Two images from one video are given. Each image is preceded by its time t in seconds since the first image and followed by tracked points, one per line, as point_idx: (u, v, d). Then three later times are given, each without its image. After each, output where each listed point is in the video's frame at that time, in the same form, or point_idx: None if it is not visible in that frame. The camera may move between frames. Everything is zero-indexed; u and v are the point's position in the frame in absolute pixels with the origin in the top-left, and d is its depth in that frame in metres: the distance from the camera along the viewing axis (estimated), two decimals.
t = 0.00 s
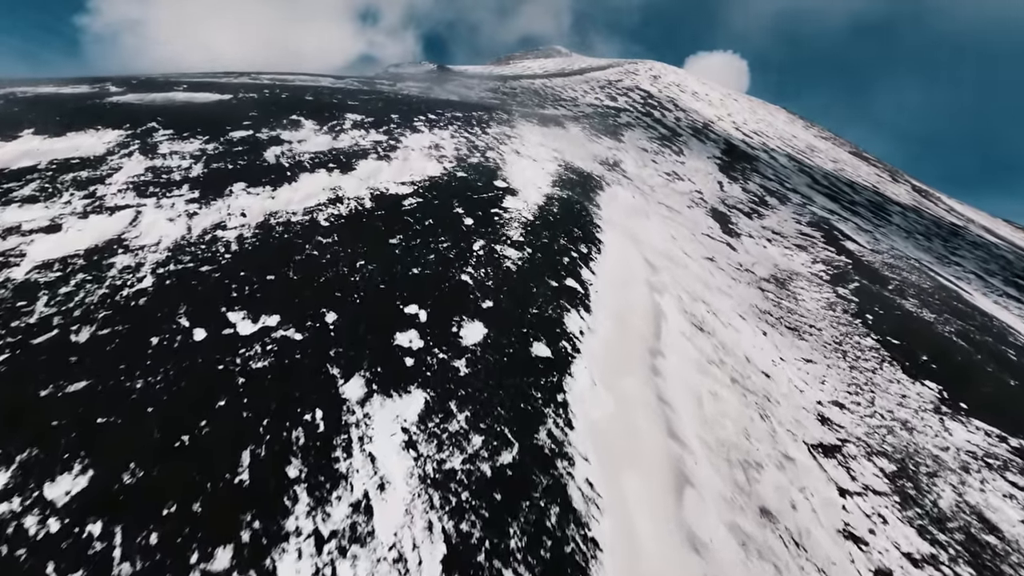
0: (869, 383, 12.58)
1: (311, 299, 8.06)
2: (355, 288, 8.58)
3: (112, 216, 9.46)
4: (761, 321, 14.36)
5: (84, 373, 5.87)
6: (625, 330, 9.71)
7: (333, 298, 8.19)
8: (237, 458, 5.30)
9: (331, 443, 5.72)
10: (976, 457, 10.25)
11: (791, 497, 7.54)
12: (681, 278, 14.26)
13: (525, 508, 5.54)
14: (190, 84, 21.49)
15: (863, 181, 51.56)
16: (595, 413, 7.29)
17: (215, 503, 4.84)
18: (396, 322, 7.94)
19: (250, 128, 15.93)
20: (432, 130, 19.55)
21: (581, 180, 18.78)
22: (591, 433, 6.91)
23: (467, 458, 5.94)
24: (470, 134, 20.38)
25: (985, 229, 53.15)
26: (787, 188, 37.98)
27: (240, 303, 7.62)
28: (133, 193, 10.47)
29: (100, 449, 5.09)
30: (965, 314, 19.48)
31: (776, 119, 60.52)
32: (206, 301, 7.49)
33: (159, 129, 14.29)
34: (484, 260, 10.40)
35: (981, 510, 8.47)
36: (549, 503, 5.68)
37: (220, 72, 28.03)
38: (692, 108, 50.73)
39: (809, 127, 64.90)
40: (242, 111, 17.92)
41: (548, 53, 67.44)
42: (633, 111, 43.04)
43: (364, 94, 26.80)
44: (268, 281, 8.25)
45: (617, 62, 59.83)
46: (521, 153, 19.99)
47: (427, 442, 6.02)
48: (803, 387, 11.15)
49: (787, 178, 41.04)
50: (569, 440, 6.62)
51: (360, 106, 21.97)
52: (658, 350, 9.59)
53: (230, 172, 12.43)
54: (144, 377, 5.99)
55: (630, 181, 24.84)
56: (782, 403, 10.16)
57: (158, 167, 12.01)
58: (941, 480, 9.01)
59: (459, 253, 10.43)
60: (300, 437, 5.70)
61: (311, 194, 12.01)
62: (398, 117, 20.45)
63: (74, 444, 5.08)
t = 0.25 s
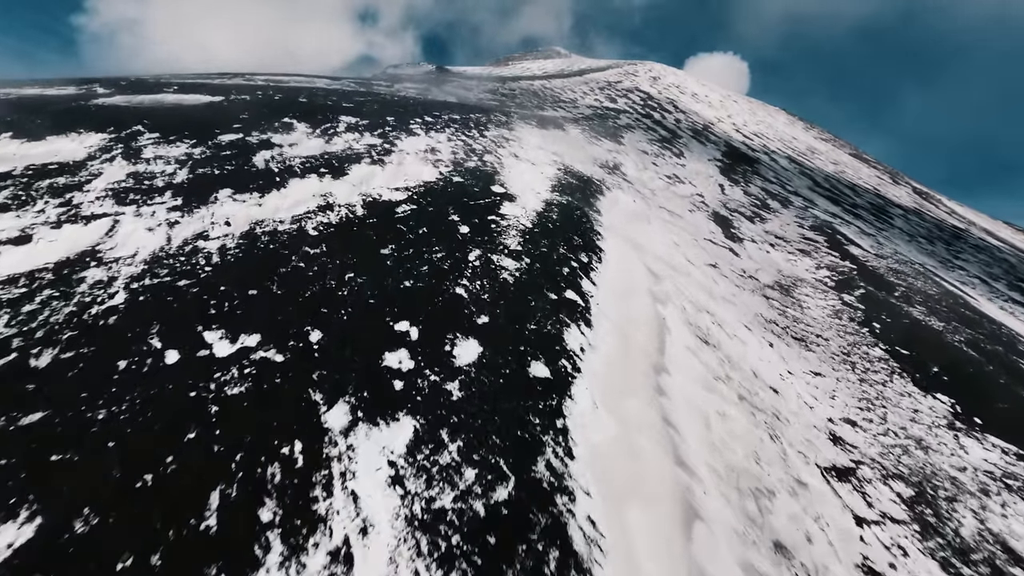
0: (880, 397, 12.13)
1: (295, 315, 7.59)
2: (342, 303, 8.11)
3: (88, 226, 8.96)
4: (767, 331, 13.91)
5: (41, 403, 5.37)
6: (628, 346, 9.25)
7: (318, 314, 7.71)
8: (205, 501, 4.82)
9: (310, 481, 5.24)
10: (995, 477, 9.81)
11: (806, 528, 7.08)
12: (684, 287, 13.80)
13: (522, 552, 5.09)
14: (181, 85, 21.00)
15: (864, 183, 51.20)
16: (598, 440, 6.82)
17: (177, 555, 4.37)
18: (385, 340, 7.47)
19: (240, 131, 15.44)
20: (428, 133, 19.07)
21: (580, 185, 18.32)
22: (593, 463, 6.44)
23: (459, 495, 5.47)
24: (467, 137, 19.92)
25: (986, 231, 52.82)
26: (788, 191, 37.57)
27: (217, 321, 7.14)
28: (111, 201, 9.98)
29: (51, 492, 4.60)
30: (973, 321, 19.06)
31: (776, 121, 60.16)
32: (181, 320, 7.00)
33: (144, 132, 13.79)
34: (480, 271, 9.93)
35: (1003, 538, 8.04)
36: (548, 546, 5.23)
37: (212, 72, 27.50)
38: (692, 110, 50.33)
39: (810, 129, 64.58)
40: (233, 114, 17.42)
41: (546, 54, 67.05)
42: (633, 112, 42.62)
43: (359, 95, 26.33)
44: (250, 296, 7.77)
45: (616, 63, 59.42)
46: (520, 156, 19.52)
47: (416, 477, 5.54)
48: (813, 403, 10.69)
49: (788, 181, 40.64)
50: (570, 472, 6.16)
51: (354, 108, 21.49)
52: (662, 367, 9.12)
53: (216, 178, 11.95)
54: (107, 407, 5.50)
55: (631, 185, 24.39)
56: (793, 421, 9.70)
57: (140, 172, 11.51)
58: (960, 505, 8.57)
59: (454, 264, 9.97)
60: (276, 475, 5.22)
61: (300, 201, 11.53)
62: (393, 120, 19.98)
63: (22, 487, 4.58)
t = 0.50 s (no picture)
0: (893, 415, 11.62)
1: (273, 337, 7.03)
2: (325, 322, 7.55)
3: (55, 238, 8.39)
4: (773, 344, 13.39)
5: None
6: (631, 366, 8.71)
7: (299, 336, 7.15)
8: (158, 560, 4.27)
9: (280, 533, 4.69)
10: (1017, 503, 9.32)
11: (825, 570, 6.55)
12: (688, 298, 13.27)
13: None
14: (169, 87, 20.42)
15: (864, 186, 50.83)
16: (601, 476, 6.28)
17: None
18: (370, 365, 6.92)
19: (226, 135, 14.87)
20: (423, 137, 18.55)
21: (580, 191, 17.79)
22: (596, 504, 5.90)
23: (447, 546, 4.93)
24: (463, 141, 19.39)
25: (987, 235, 52.50)
26: (789, 195, 37.13)
27: (187, 345, 6.57)
28: (83, 210, 9.41)
29: None
30: (982, 331, 18.61)
31: (776, 123, 59.81)
32: (147, 344, 6.44)
33: (125, 137, 13.22)
34: (475, 286, 9.39)
35: None
36: None
37: (203, 74, 26.91)
38: (691, 112, 49.91)
39: (809, 132, 64.27)
40: (221, 116, 16.86)
41: (544, 56, 66.63)
42: (632, 115, 42.15)
43: (354, 97, 25.79)
44: (225, 316, 7.22)
45: (615, 65, 58.94)
46: (517, 161, 19.01)
47: (399, 526, 5.00)
48: (825, 424, 10.18)
49: (789, 184, 40.22)
50: (570, 515, 5.63)
51: (348, 111, 20.95)
52: (667, 389, 8.59)
53: (198, 185, 11.38)
54: (56, 449, 4.95)
55: (631, 189, 23.89)
56: (805, 445, 9.17)
57: (118, 179, 10.94)
58: (984, 537, 8.07)
59: (447, 278, 9.43)
60: (241, 527, 4.67)
61: (286, 210, 10.98)
62: (387, 123, 19.42)
63: None
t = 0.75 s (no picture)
0: (905, 432, 11.16)
1: (251, 359, 6.54)
2: (308, 342, 7.06)
3: (22, 250, 7.89)
4: (780, 357, 12.92)
5: None
6: (633, 386, 8.26)
7: (278, 357, 6.66)
8: None
9: None
10: None
11: None
12: (691, 309, 12.81)
13: None
14: (158, 89, 19.91)
15: (865, 190, 50.50)
16: (603, 513, 5.82)
17: None
18: (354, 390, 6.43)
19: (214, 139, 14.36)
20: (418, 141, 18.06)
21: (579, 196, 17.32)
22: (598, 546, 5.43)
23: None
24: (459, 145, 18.91)
25: (987, 238, 52.20)
26: (790, 198, 36.74)
27: (155, 369, 6.08)
28: (55, 220, 8.91)
29: None
30: (991, 340, 18.19)
31: (775, 126, 59.51)
32: (111, 369, 5.94)
33: (107, 141, 12.71)
34: (469, 300, 8.92)
35: None
36: None
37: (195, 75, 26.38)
38: (691, 115, 49.55)
39: (808, 134, 63.99)
40: (209, 119, 16.35)
41: (542, 58, 66.31)
42: (631, 117, 41.75)
43: (348, 100, 25.31)
44: (199, 336, 6.72)
45: (615, 67, 58.58)
46: (515, 165, 18.53)
47: None
48: (836, 443, 9.72)
49: (789, 188, 39.83)
50: (570, 560, 5.16)
51: (342, 114, 20.46)
52: (672, 412, 8.14)
53: (181, 191, 10.89)
54: None
55: (631, 194, 23.45)
56: (817, 468, 8.70)
57: (95, 186, 10.43)
58: (1007, 569, 7.62)
59: (439, 292, 8.95)
60: None
61: (272, 218, 10.49)
62: (381, 126, 18.94)
63: None
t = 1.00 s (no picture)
0: (920, 454, 10.64)
1: (220, 389, 5.97)
2: (285, 368, 6.50)
3: None
4: (787, 373, 12.41)
5: None
6: (636, 412, 7.73)
7: (251, 386, 6.09)
8: None
9: None
10: None
11: None
12: (695, 323, 12.28)
13: None
14: (144, 91, 19.33)
15: (865, 194, 50.17)
16: (606, 562, 5.27)
17: None
18: (333, 423, 5.87)
19: (198, 143, 13.80)
20: (412, 145, 17.53)
21: (578, 203, 16.81)
22: None
23: None
24: (454, 149, 18.39)
25: (987, 243, 51.91)
26: (791, 203, 36.31)
27: (112, 401, 5.52)
28: (19, 231, 8.34)
29: None
30: (1000, 352, 17.73)
31: (774, 130, 59.22)
32: (62, 402, 5.38)
33: (84, 145, 12.13)
34: (461, 318, 8.38)
35: None
36: None
37: (185, 76, 25.80)
38: (690, 118, 49.17)
39: (808, 138, 63.74)
40: (195, 122, 15.78)
41: (540, 60, 65.95)
42: (630, 120, 41.32)
43: (342, 102, 24.77)
44: (164, 362, 6.15)
45: (613, 70, 58.22)
46: (512, 170, 18.02)
47: None
48: (849, 469, 9.19)
49: (789, 192, 39.43)
50: None
51: (334, 117, 19.93)
52: (678, 439, 7.61)
53: (158, 200, 10.32)
54: None
55: (631, 200, 22.96)
56: (832, 499, 8.18)
57: (66, 194, 9.86)
58: None
59: (430, 310, 8.41)
60: None
61: (255, 228, 9.93)
62: (375, 130, 18.41)
63: None
